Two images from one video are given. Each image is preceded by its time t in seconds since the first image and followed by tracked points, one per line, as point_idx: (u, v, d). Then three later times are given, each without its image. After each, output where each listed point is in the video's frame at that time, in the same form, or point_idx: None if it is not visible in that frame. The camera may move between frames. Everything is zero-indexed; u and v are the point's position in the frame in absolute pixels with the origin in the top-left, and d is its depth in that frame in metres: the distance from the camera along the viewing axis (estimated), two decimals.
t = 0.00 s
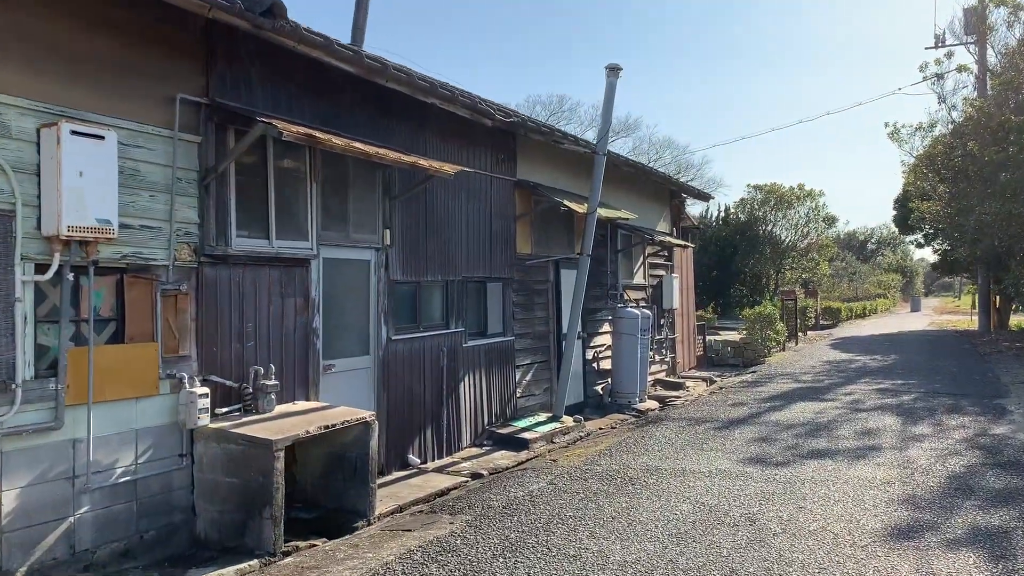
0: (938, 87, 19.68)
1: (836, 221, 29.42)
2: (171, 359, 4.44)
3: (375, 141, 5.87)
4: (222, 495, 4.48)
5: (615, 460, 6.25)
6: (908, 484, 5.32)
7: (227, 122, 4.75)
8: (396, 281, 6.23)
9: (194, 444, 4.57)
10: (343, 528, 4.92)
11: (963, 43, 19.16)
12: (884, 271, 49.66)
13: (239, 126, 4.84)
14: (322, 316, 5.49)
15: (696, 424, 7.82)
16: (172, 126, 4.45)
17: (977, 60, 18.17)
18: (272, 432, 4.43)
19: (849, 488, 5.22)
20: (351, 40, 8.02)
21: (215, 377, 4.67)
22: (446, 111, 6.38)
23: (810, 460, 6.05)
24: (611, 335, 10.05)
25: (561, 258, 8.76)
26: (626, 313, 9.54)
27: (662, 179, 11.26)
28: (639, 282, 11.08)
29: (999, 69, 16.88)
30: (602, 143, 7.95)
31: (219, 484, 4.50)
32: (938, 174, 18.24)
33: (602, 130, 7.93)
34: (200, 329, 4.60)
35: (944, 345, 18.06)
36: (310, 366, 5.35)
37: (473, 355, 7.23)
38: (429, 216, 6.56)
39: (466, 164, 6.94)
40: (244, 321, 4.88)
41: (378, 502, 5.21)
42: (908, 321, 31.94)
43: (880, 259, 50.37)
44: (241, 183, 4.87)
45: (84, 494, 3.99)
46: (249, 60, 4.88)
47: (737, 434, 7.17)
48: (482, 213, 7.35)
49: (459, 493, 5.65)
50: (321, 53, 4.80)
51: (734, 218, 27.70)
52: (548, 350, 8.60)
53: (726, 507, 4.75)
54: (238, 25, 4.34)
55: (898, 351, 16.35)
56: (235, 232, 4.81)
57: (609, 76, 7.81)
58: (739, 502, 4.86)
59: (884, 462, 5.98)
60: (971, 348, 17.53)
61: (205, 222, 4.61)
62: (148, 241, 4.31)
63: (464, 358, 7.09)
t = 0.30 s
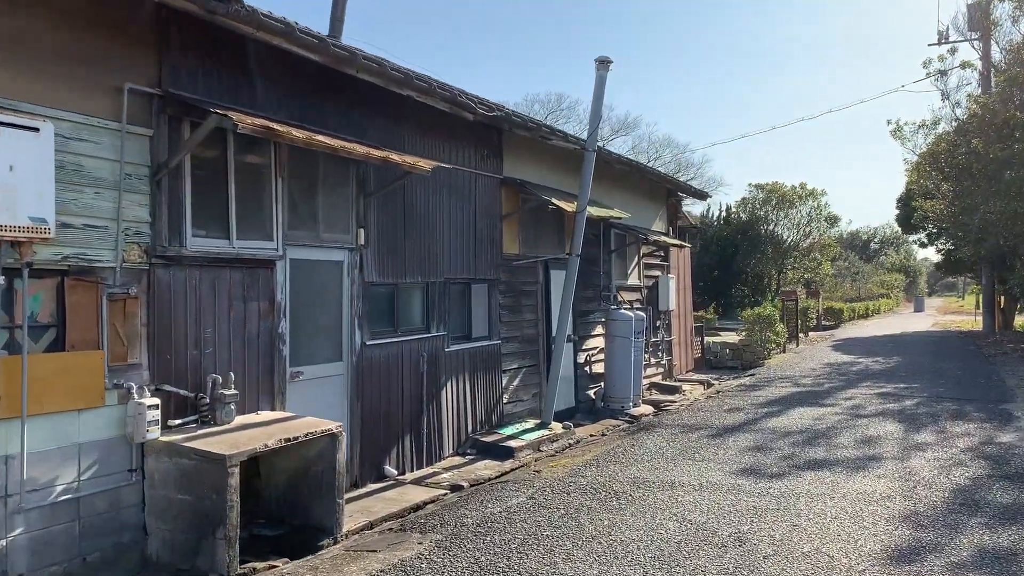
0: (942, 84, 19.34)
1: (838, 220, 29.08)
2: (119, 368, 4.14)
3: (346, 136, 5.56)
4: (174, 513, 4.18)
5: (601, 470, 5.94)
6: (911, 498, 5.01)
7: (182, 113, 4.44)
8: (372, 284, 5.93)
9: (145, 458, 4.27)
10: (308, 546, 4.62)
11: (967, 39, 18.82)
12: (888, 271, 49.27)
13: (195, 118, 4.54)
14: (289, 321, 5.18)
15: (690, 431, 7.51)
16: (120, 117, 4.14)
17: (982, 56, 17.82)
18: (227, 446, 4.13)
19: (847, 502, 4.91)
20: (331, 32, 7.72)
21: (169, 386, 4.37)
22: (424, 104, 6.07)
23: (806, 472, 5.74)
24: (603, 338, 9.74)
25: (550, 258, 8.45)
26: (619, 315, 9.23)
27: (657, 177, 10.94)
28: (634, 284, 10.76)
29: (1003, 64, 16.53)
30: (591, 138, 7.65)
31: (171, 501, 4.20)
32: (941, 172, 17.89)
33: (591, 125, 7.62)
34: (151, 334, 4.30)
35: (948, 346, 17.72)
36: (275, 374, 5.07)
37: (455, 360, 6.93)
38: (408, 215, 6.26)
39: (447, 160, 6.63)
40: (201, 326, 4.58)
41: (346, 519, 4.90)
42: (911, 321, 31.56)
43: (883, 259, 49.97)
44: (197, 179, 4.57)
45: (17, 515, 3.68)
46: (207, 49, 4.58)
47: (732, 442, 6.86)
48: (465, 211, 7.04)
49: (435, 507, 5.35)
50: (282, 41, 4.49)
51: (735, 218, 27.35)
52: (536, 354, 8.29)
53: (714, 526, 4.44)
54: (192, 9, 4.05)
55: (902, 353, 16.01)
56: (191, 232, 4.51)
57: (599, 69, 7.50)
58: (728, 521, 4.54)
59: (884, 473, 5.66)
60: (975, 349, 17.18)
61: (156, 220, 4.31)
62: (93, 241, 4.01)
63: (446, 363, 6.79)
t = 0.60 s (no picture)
0: (951, 80, 18.95)
1: (846, 219, 28.67)
2: (58, 376, 3.84)
3: (316, 126, 5.25)
4: (119, 531, 3.89)
5: (588, 481, 5.62)
6: (915, 513, 4.68)
7: (132, 101, 4.14)
8: (347, 284, 5.63)
9: (89, 472, 3.97)
10: (267, 564, 4.32)
11: (976, 33, 18.42)
12: (897, 271, 48.79)
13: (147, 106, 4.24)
14: (253, 323, 4.89)
15: (686, 438, 7.19)
16: (60, 104, 3.84)
17: (991, 51, 17.45)
18: (176, 460, 3.83)
19: (847, 518, 4.58)
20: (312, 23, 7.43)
21: (117, 394, 4.07)
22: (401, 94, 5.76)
23: (805, 483, 5.41)
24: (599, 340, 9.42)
25: (542, 257, 8.14)
26: (614, 316, 8.91)
27: (656, 175, 10.61)
28: (631, 284, 10.43)
29: (1014, 59, 16.14)
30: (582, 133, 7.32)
31: (116, 517, 3.91)
32: (951, 170, 17.51)
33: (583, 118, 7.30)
34: (96, 338, 4.00)
35: (957, 348, 17.34)
36: (239, 381, 4.78)
37: (439, 364, 6.62)
38: (386, 211, 5.96)
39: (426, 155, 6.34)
40: (154, 329, 4.29)
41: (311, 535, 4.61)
42: (921, 322, 31.13)
43: (892, 259, 49.50)
44: (149, 171, 4.28)
45: None
46: (160, 32, 4.28)
47: (729, 450, 6.53)
48: (450, 209, 6.74)
49: (409, 520, 5.04)
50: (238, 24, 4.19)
51: (741, 217, 26.99)
52: (526, 357, 7.98)
53: (702, 545, 4.12)
54: None
55: (910, 355, 15.63)
56: (142, 228, 4.22)
57: (591, 59, 7.18)
58: (718, 539, 4.22)
59: (887, 485, 5.33)
60: (985, 351, 16.80)
61: (102, 217, 4.02)
62: (29, 238, 3.71)
63: (428, 367, 6.48)
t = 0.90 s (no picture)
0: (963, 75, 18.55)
1: (855, 219, 28.26)
2: None
3: (285, 116, 4.96)
4: (61, 550, 3.59)
5: (577, 492, 5.31)
6: (926, 530, 4.34)
7: (77, 86, 3.84)
8: (322, 283, 5.32)
9: (30, 485, 3.68)
10: None
11: (989, 28, 18.02)
12: (907, 271, 48.27)
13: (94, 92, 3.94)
14: (217, 326, 4.59)
15: (684, 445, 6.87)
16: None
17: (1004, 45, 17.05)
18: (121, 473, 3.53)
19: (852, 535, 4.25)
20: (293, 12, 7.11)
21: (61, 402, 3.77)
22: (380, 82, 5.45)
23: (808, 495, 5.08)
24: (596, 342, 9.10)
25: (535, 256, 7.83)
26: (612, 317, 8.58)
27: (657, 172, 10.30)
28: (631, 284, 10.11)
29: None
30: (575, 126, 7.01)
31: (58, 534, 3.62)
32: (962, 168, 17.13)
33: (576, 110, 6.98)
34: (38, 341, 3.69)
35: (968, 349, 16.97)
36: (200, 386, 4.48)
37: (423, 367, 6.31)
38: (365, 208, 5.65)
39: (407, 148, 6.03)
40: (104, 331, 3.99)
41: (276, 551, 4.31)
42: (931, 322, 30.70)
43: (902, 259, 49.00)
44: (98, 162, 3.97)
45: None
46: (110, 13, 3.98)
47: (728, 458, 6.21)
48: (435, 205, 6.43)
49: (385, 535, 4.74)
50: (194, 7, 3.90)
51: (748, 216, 26.61)
52: (519, 359, 7.67)
53: (694, 566, 3.79)
54: None
55: (920, 357, 15.26)
56: (90, 223, 3.92)
57: (585, 49, 6.87)
58: (710, 560, 3.89)
59: (896, 499, 4.98)
60: (998, 352, 16.39)
61: (44, 210, 3.72)
62: None
63: (412, 371, 6.17)
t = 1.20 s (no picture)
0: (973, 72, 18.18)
1: (862, 219, 27.87)
2: None
3: (250, 110, 4.67)
4: None
5: (562, 509, 5.01)
6: (933, 554, 4.02)
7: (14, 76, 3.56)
8: (292, 287, 5.04)
9: None
10: None
11: (999, 24, 17.65)
12: (916, 271, 47.78)
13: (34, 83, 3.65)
14: (174, 333, 4.31)
15: (679, 456, 6.56)
16: None
17: (1015, 41, 16.68)
18: (55, 495, 3.24)
19: (853, 561, 3.93)
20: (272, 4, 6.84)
21: None
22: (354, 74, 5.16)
23: (807, 513, 4.77)
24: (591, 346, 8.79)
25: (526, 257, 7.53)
26: (607, 320, 8.28)
27: (656, 170, 9.99)
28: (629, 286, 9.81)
29: None
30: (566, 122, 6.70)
31: None
32: (972, 167, 16.76)
33: (567, 105, 6.68)
34: None
35: (979, 352, 16.60)
36: (154, 397, 4.20)
37: (404, 375, 6.02)
38: (339, 207, 5.36)
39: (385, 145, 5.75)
40: (46, 340, 3.70)
41: None
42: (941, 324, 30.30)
43: (911, 260, 48.52)
44: (39, 158, 3.69)
45: None
46: None
47: (724, 471, 5.90)
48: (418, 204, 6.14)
49: (354, 556, 4.44)
50: None
51: (754, 217, 26.25)
52: (508, 365, 7.37)
53: None
54: None
55: (929, 360, 14.90)
56: (28, 224, 3.62)
57: (576, 41, 6.57)
58: None
59: (900, 517, 4.66)
60: (1009, 356, 16.00)
61: None
62: None
63: (392, 378, 5.88)
